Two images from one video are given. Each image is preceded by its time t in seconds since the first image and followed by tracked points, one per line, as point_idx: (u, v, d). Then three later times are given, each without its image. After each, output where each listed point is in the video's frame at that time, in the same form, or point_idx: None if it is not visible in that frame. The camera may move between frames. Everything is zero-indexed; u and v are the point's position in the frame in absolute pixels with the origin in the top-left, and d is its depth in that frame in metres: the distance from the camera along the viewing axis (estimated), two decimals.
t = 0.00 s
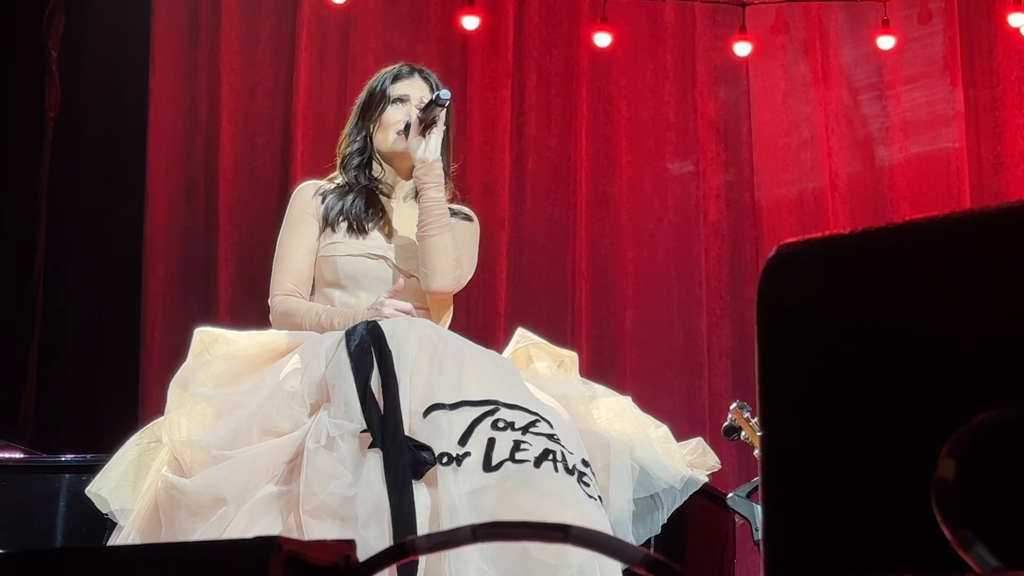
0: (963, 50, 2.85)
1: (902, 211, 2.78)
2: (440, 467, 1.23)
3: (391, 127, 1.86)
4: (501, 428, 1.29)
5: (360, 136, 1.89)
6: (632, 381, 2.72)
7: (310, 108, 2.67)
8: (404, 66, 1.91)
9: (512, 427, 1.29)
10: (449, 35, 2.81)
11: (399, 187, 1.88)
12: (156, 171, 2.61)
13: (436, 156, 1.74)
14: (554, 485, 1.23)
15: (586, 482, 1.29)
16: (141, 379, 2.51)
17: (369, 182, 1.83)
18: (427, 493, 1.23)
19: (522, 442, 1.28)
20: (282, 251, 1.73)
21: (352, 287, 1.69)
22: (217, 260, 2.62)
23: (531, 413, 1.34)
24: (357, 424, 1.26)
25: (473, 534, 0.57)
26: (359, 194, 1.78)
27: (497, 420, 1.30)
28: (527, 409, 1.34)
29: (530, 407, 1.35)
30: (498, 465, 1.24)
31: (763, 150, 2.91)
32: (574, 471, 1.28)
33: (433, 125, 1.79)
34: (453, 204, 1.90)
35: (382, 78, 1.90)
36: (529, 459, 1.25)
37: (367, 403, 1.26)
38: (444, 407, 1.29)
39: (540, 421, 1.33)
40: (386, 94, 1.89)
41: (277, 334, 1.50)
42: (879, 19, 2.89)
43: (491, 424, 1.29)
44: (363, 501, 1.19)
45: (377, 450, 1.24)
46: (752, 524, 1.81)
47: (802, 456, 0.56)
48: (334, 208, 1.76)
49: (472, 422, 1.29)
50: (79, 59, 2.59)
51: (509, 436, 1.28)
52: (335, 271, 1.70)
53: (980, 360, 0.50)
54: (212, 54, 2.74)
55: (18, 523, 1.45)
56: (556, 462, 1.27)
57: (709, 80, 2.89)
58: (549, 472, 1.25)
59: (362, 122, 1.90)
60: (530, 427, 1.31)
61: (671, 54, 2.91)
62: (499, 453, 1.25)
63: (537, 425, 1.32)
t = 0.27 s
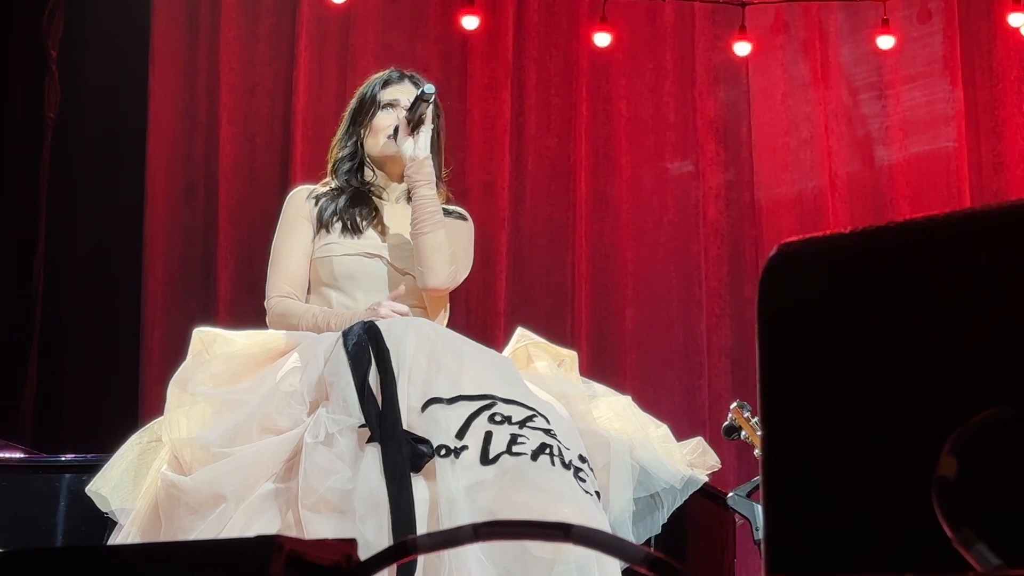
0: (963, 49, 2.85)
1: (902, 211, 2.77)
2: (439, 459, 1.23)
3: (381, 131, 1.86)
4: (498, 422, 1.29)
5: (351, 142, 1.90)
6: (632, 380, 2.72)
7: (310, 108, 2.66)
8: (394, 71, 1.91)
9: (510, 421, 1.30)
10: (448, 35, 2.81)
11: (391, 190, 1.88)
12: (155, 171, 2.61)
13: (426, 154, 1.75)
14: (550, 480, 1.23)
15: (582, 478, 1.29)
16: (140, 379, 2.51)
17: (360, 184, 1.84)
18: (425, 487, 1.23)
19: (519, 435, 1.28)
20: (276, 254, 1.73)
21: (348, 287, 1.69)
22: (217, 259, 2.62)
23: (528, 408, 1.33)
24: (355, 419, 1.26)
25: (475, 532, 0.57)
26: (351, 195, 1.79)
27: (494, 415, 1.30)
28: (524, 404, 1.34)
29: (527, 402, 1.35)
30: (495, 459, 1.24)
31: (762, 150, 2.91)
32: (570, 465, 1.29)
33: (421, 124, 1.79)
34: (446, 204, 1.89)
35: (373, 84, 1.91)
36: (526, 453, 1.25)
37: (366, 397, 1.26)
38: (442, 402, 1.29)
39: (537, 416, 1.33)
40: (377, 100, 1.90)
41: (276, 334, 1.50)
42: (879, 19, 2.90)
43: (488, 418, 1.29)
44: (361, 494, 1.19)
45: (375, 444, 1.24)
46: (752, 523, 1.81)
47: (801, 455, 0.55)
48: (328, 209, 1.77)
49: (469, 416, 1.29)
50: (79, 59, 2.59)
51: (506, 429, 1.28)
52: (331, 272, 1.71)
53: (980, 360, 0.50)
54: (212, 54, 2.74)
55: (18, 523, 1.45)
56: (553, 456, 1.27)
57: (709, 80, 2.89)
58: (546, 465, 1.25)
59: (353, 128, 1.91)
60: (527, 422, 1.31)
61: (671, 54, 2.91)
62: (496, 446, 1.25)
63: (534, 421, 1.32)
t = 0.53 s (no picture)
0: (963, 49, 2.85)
1: (902, 210, 2.77)
2: (439, 458, 1.23)
3: (374, 134, 1.86)
4: (498, 421, 1.29)
5: (343, 145, 1.91)
6: (632, 380, 2.72)
7: (309, 108, 2.66)
8: (386, 75, 1.92)
9: (509, 420, 1.30)
10: (448, 35, 2.81)
11: (385, 191, 1.88)
12: (155, 171, 2.61)
13: (420, 151, 1.74)
14: (550, 480, 1.23)
15: (581, 477, 1.29)
16: (140, 379, 2.51)
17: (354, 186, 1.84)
18: (426, 485, 1.23)
19: (518, 435, 1.28)
20: (274, 254, 1.73)
21: (346, 286, 1.69)
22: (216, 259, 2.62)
23: (527, 407, 1.33)
24: (355, 418, 1.26)
25: (474, 532, 0.57)
26: (346, 196, 1.79)
27: (493, 414, 1.30)
28: (523, 403, 1.34)
29: (526, 401, 1.34)
30: (494, 458, 1.24)
31: (762, 150, 2.91)
32: (570, 464, 1.29)
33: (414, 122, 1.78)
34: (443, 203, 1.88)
35: (365, 87, 1.91)
36: (525, 451, 1.25)
37: (366, 396, 1.26)
38: (441, 401, 1.29)
39: (536, 416, 1.33)
40: (369, 103, 1.90)
41: (275, 334, 1.50)
42: (879, 19, 2.90)
43: (488, 417, 1.29)
44: (361, 493, 1.19)
45: (375, 443, 1.24)
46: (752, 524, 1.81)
47: (802, 456, 0.55)
48: (323, 209, 1.77)
49: (468, 415, 1.29)
50: (78, 59, 2.59)
51: (505, 429, 1.28)
52: (329, 271, 1.70)
53: (980, 361, 0.50)
54: (211, 54, 2.74)
55: (17, 523, 1.45)
56: (553, 455, 1.27)
57: (709, 80, 2.89)
58: (546, 464, 1.25)
59: (345, 132, 1.92)
60: (527, 421, 1.31)
61: (671, 54, 2.91)
62: (495, 446, 1.25)
63: (533, 420, 1.32)
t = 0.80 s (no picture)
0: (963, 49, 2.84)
1: (902, 210, 2.77)
2: (439, 457, 1.23)
3: (372, 132, 1.87)
4: (497, 419, 1.29)
5: (340, 145, 1.91)
6: (632, 380, 2.72)
7: (309, 108, 2.67)
8: (382, 76, 1.94)
9: (509, 418, 1.29)
10: (448, 35, 2.81)
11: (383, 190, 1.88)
12: (155, 171, 2.61)
13: (417, 145, 1.74)
14: (549, 479, 1.22)
15: (580, 476, 1.29)
16: (140, 379, 2.51)
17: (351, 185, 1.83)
18: (426, 484, 1.23)
19: (518, 433, 1.27)
20: (272, 255, 1.73)
21: (345, 284, 1.69)
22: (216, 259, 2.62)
23: (527, 406, 1.33)
24: (355, 416, 1.26)
25: (474, 533, 0.57)
26: (343, 195, 1.79)
27: (493, 412, 1.30)
28: (522, 402, 1.33)
29: (525, 400, 1.34)
30: (494, 457, 1.24)
31: (762, 150, 2.91)
32: (568, 463, 1.28)
33: (411, 116, 1.79)
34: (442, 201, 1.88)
35: (363, 88, 1.92)
36: (524, 450, 1.25)
37: (366, 395, 1.27)
38: (441, 399, 1.29)
39: (535, 414, 1.33)
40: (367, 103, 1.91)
41: (274, 334, 1.50)
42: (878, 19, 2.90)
43: (488, 415, 1.29)
44: (361, 492, 1.19)
45: (376, 441, 1.24)
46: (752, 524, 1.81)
47: (802, 455, 0.55)
48: (321, 208, 1.77)
49: (468, 413, 1.28)
50: (78, 59, 2.59)
51: (505, 427, 1.28)
52: (328, 270, 1.70)
53: (980, 361, 0.50)
54: (211, 55, 2.74)
55: (18, 523, 1.45)
56: (552, 454, 1.27)
57: (708, 80, 2.89)
58: (545, 463, 1.25)
59: (342, 132, 1.92)
60: (526, 419, 1.30)
61: (670, 54, 2.91)
62: (495, 444, 1.25)
63: (532, 418, 1.31)
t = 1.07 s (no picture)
0: (962, 50, 2.84)
1: (901, 211, 2.77)
2: (439, 461, 1.22)
3: (384, 120, 1.87)
4: (496, 422, 1.28)
5: (348, 137, 1.90)
6: (631, 381, 2.72)
7: (309, 109, 2.67)
8: (388, 66, 1.94)
9: (507, 421, 1.29)
10: (447, 36, 2.81)
11: (394, 180, 1.89)
12: (155, 171, 2.61)
13: (437, 131, 1.77)
14: (548, 483, 1.22)
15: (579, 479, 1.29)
16: (139, 379, 2.50)
17: (361, 179, 1.82)
18: (426, 489, 1.23)
19: (517, 436, 1.27)
20: (274, 248, 1.73)
21: (347, 281, 1.68)
22: (215, 260, 2.62)
23: (526, 408, 1.33)
24: (355, 420, 1.26)
25: (473, 533, 0.57)
26: (350, 188, 1.78)
27: (492, 414, 1.29)
28: (522, 404, 1.33)
29: (525, 402, 1.34)
30: (493, 461, 1.23)
31: (761, 150, 2.91)
32: (567, 466, 1.28)
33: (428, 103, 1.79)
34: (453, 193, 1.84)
35: (369, 80, 1.92)
36: (524, 453, 1.25)
37: (365, 398, 1.27)
38: (440, 402, 1.29)
39: (534, 416, 1.32)
40: (374, 94, 1.90)
41: (272, 335, 1.50)
42: (877, 19, 2.90)
43: (486, 418, 1.28)
44: (361, 496, 1.19)
45: (376, 445, 1.24)
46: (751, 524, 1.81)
47: (802, 456, 0.55)
48: (326, 203, 1.76)
49: (467, 416, 1.28)
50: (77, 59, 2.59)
51: (503, 430, 1.27)
52: (330, 264, 1.69)
53: (979, 360, 0.50)
54: (211, 55, 2.74)
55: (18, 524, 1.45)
56: (551, 456, 1.26)
57: (707, 80, 2.89)
58: (544, 467, 1.24)
59: (349, 124, 1.91)
60: (525, 421, 1.30)
61: (669, 55, 2.91)
62: (494, 448, 1.25)
63: (532, 420, 1.31)
